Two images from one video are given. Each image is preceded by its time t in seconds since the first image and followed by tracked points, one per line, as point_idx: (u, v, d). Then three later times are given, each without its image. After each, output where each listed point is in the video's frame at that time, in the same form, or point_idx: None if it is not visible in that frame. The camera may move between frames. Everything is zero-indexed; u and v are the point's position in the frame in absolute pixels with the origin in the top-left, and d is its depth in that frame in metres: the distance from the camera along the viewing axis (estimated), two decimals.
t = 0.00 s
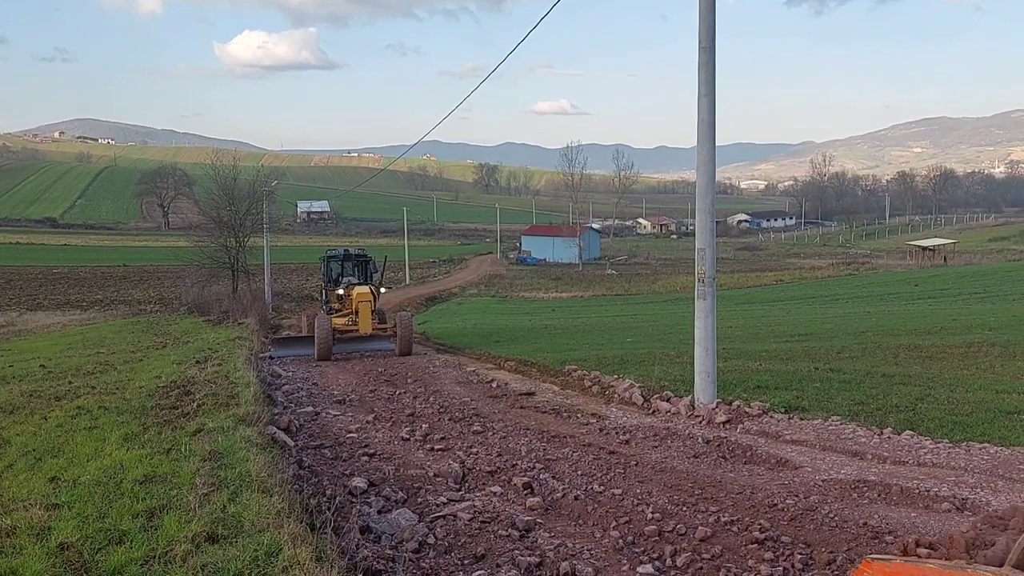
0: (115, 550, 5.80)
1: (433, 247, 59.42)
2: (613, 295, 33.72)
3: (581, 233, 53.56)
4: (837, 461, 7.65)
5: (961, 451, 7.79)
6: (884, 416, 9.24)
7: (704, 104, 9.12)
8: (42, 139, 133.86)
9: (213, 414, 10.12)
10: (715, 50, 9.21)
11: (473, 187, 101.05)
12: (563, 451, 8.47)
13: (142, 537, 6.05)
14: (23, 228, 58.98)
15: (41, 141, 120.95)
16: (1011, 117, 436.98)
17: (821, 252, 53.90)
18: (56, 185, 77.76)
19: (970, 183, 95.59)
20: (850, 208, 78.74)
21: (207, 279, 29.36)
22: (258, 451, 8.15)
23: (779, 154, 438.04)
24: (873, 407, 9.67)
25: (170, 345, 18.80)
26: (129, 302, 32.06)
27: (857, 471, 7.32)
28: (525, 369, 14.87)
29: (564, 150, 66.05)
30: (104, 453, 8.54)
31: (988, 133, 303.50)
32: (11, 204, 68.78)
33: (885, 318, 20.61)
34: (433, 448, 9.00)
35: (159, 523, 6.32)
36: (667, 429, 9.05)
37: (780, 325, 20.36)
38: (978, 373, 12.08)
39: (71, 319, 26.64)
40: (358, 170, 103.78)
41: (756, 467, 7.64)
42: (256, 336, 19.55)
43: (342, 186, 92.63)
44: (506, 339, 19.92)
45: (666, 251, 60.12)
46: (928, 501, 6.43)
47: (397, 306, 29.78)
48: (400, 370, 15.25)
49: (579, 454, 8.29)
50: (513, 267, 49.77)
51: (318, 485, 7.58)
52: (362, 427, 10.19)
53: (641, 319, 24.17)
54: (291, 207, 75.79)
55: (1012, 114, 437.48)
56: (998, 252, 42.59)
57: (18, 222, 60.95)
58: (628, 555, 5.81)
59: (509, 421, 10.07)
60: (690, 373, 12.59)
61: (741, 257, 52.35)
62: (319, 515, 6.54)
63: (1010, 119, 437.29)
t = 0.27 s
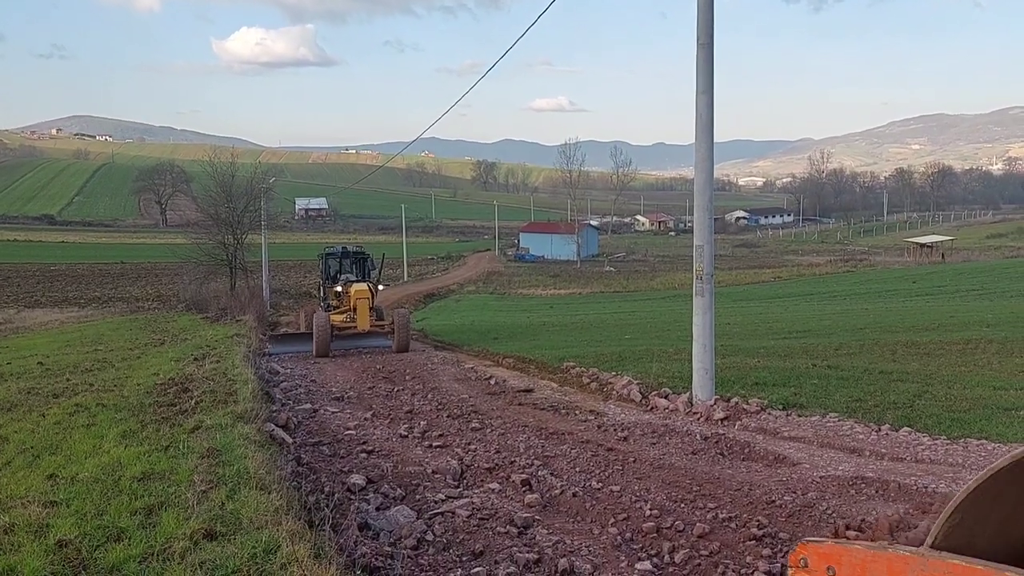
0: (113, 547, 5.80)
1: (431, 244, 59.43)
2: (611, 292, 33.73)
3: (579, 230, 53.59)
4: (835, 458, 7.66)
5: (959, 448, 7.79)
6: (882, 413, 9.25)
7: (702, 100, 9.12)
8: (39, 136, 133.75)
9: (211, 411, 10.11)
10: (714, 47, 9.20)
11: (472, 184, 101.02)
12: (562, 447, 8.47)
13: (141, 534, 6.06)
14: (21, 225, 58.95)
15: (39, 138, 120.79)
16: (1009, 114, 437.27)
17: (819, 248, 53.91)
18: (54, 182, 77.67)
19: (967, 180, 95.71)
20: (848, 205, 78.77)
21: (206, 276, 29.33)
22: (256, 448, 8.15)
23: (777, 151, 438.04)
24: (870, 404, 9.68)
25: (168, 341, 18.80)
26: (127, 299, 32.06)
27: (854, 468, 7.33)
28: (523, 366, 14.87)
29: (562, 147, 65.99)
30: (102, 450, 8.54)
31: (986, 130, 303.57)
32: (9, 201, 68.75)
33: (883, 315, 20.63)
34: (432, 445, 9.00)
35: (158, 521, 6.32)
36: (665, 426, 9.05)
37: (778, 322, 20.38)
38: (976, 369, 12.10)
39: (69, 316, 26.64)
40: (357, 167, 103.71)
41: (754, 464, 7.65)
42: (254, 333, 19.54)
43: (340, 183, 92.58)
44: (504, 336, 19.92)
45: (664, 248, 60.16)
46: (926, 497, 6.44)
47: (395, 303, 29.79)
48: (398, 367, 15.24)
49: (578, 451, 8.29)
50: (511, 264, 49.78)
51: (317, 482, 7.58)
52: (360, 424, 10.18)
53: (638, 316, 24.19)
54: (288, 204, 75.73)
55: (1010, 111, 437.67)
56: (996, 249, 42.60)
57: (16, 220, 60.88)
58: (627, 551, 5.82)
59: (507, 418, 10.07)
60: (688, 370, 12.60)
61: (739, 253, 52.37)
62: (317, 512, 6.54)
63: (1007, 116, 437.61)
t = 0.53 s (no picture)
0: (113, 543, 5.81)
1: (431, 240, 59.41)
2: (611, 288, 33.73)
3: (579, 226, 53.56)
4: (834, 454, 7.66)
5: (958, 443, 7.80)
6: (881, 408, 9.26)
7: (702, 96, 9.09)
8: (39, 131, 133.61)
9: (211, 407, 10.11)
10: (714, 42, 9.18)
11: (471, 180, 100.96)
12: (561, 443, 8.47)
13: (141, 529, 6.06)
14: (21, 220, 58.93)
15: (38, 133, 120.69)
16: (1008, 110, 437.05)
17: (819, 244, 53.90)
18: (54, 178, 77.63)
19: (967, 177, 95.58)
20: (847, 201, 78.73)
21: (206, 272, 29.32)
22: (256, 444, 8.17)
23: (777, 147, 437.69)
24: (870, 400, 9.69)
25: (168, 337, 18.81)
26: (127, 294, 32.05)
27: (854, 464, 7.33)
28: (522, 361, 14.87)
29: (561, 143, 65.89)
30: (102, 446, 8.54)
31: (986, 126, 303.25)
32: (8, 196, 68.71)
33: (883, 311, 20.63)
34: (431, 440, 9.00)
35: (158, 516, 6.32)
36: (665, 422, 9.06)
37: (778, 318, 20.39)
38: (975, 365, 12.11)
39: (69, 312, 26.63)
40: (357, 162, 103.58)
41: (753, 459, 7.66)
42: (254, 329, 19.55)
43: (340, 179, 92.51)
44: (504, 332, 19.92)
45: (664, 244, 60.17)
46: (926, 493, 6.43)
47: (395, 298, 29.79)
48: (398, 362, 15.26)
49: (577, 447, 8.29)
50: (511, 260, 49.77)
51: (316, 478, 7.59)
52: (360, 420, 10.18)
53: (638, 312, 24.20)
54: (288, 199, 75.69)
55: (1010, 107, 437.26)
56: (995, 245, 42.58)
57: (16, 215, 60.84)
58: (626, 547, 5.83)
59: (507, 414, 10.07)
60: (688, 366, 12.60)
61: (739, 249, 52.36)
62: (317, 508, 6.55)
63: (1007, 112, 437.43)
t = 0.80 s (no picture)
0: (114, 539, 5.81)
1: (431, 237, 59.40)
2: (611, 284, 33.74)
3: (580, 223, 53.55)
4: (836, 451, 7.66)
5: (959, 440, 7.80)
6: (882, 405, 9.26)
7: (702, 93, 9.07)
8: (39, 128, 133.58)
9: (212, 404, 10.11)
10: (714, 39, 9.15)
11: (472, 177, 100.87)
12: (562, 440, 8.48)
13: (142, 525, 6.07)
14: (22, 217, 58.92)
15: (38, 130, 120.57)
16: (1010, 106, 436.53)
17: (819, 241, 53.89)
18: (54, 175, 77.55)
19: (968, 173, 95.50)
20: (848, 198, 78.68)
21: (206, 268, 29.33)
22: (257, 440, 8.17)
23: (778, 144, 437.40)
24: (871, 397, 9.69)
25: (168, 334, 18.82)
26: (128, 291, 32.06)
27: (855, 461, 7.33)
28: (523, 358, 14.87)
29: (562, 139, 65.81)
30: (103, 442, 8.55)
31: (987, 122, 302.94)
32: (9, 193, 68.72)
33: (883, 308, 20.63)
34: (432, 437, 9.00)
35: (158, 512, 6.33)
36: (666, 418, 9.06)
37: (779, 314, 20.39)
38: (975, 362, 12.12)
39: (70, 309, 26.66)
40: (357, 159, 103.50)
41: (754, 456, 7.66)
42: (254, 326, 19.56)
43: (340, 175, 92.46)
44: (504, 329, 19.94)
45: (665, 241, 60.14)
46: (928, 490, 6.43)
47: (396, 295, 29.80)
48: (399, 359, 15.27)
49: (578, 443, 8.29)
50: (511, 256, 49.78)
51: (317, 474, 7.59)
52: (361, 417, 10.19)
53: (639, 309, 24.21)
54: (288, 196, 75.64)
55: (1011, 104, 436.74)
56: (996, 242, 42.56)
57: (16, 212, 60.81)
58: (626, 543, 5.83)
59: (508, 411, 10.08)
60: (688, 363, 12.61)
61: (739, 246, 52.33)
62: (318, 504, 6.55)
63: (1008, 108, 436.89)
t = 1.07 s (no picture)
0: (112, 537, 5.81)
1: (430, 235, 59.36)
2: (611, 282, 33.72)
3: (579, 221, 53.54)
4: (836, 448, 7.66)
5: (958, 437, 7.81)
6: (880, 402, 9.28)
7: (702, 90, 9.05)
8: (38, 125, 133.50)
9: (211, 401, 10.11)
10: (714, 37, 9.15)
11: (472, 174, 100.78)
12: (561, 437, 8.47)
13: (141, 523, 6.07)
14: (21, 215, 58.87)
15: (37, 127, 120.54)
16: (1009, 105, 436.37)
17: (819, 239, 53.86)
18: (53, 172, 77.46)
19: (968, 171, 95.47)
20: (848, 196, 78.65)
21: (205, 266, 29.34)
22: (256, 438, 8.18)
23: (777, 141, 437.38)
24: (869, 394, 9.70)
25: (167, 332, 18.81)
26: (127, 289, 32.02)
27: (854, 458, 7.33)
28: (522, 356, 14.88)
29: (561, 137, 65.73)
30: (102, 440, 8.55)
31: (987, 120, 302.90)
32: (8, 190, 68.61)
33: (883, 306, 20.63)
34: (431, 435, 9.01)
35: (157, 510, 6.33)
36: (664, 416, 9.06)
37: (778, 312, 20.40)
38: (974, 360, 12.13)
39: (69, 306, 26.64)
40: (356, 156, 103.38)
41: (753, 454, 7.65)
42: (254, 323, 19.57)
43: (340, 173, 92.37)
44: (503, 326, 19.93)
45: (664, 239, 60.10)
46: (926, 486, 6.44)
47: (395, 293, 29.78)
48: (398, 356, 15.29)
49: (576, 441, 8.29)
50: (511, 254, 49.74)
51: (316, 471, 7.59)
52: (360, 414, 10.20)
53: (638, 306, 24.20)
54: (287, 194, 75.56)
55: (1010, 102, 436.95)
56: (996, 240, 42.55)
57: (15, 210, 60.75)
58: (625, 541, 5.83)
59: (507, 409, 10.08)
60: (688, 361, 12.62)
61: (739, 244, 52.31)
62: (317, 502, 6.56)
63: (1008, 106, 436.75)
